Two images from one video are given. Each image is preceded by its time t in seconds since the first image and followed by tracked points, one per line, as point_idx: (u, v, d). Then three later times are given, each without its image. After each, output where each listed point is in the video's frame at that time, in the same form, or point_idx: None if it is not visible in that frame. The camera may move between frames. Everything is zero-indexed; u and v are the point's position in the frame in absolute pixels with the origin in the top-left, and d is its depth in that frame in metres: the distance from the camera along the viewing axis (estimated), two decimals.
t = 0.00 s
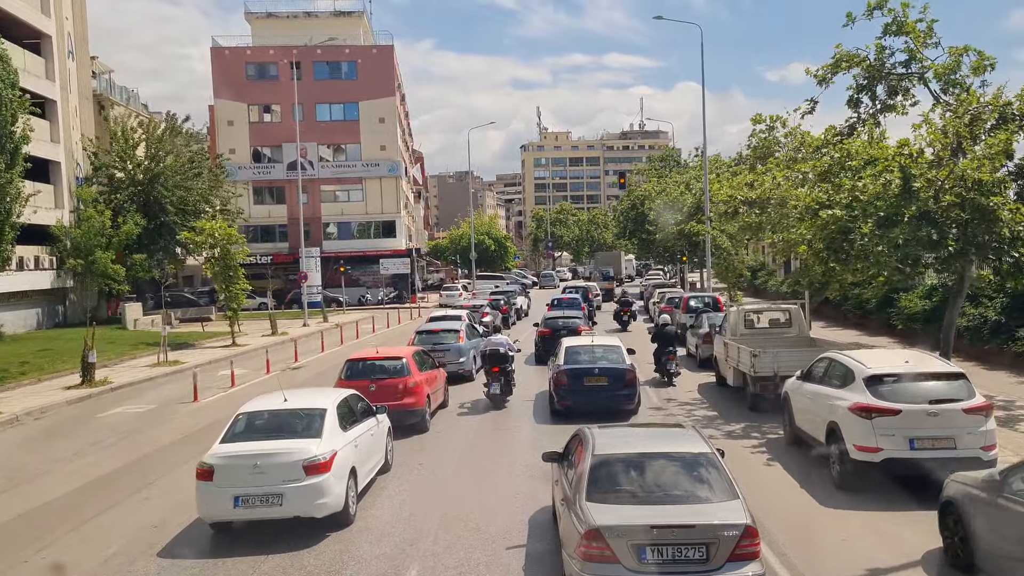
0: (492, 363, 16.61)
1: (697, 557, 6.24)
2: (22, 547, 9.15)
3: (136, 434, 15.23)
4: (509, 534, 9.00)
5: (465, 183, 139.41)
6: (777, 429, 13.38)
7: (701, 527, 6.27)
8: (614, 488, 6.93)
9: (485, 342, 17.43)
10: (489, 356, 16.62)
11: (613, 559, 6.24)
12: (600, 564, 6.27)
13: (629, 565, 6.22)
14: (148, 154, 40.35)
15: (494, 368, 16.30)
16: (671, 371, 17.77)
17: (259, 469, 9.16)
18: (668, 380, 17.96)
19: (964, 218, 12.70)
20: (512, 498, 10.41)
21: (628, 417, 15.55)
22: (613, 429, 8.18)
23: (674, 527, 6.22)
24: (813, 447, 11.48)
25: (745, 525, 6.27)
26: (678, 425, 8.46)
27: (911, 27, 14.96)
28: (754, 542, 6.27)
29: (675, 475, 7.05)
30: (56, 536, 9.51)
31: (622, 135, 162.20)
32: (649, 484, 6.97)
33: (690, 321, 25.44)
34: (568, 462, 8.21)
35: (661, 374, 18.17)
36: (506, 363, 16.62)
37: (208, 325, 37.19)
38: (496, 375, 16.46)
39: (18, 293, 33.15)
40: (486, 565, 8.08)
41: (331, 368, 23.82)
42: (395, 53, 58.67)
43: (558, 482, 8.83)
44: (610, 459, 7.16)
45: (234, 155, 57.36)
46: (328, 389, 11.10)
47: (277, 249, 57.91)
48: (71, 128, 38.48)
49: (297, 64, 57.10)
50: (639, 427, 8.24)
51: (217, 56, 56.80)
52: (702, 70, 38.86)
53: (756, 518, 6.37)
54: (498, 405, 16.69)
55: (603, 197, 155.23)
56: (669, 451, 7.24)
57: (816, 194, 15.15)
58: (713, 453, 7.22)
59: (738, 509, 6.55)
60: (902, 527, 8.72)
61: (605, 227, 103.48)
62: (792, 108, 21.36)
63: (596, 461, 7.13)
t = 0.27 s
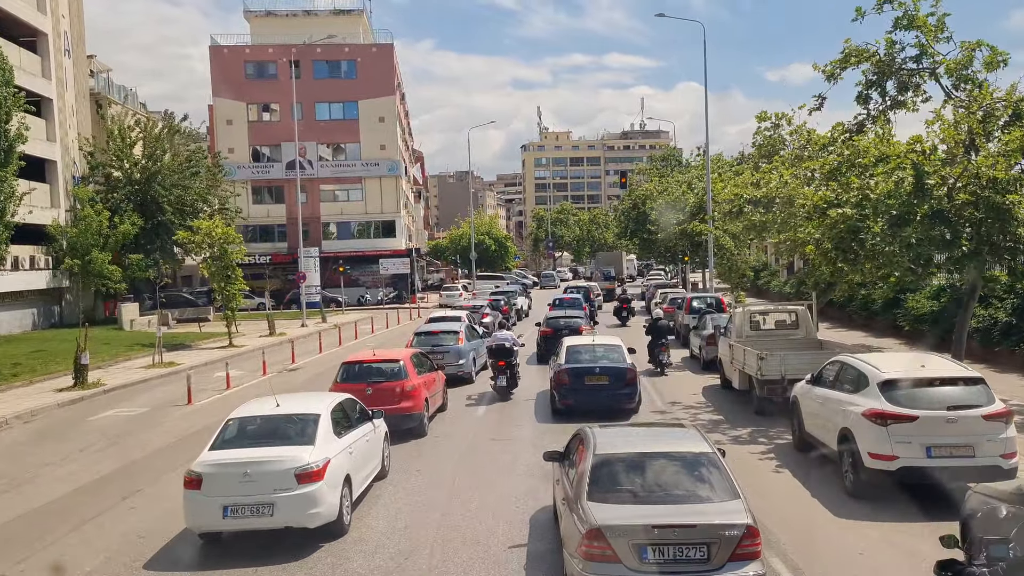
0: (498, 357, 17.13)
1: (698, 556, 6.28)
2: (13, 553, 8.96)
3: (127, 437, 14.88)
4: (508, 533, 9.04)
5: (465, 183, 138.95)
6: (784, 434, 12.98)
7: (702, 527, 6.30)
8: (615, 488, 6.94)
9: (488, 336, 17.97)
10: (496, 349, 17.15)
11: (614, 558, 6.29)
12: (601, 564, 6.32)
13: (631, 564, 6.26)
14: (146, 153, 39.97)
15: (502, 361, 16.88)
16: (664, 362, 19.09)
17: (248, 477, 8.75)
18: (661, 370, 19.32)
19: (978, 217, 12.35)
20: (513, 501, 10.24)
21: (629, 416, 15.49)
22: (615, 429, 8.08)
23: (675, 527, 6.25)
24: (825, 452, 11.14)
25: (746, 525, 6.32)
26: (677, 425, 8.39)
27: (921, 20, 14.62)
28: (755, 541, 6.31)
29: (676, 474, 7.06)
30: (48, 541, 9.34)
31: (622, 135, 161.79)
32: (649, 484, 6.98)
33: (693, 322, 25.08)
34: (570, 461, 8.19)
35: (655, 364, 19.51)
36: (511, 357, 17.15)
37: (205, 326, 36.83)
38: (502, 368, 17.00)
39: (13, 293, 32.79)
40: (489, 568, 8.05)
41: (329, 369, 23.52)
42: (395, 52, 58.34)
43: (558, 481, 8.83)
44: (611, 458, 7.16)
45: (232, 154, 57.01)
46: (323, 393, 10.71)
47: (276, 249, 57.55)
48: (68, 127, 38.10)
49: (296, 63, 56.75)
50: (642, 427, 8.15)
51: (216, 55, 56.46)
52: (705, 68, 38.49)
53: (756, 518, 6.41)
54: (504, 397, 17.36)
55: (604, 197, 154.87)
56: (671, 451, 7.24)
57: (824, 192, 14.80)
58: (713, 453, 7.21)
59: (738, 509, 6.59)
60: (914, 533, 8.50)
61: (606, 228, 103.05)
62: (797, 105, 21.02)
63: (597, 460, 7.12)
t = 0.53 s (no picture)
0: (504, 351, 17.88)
1: (698, 554, 6.30)
2: (3, 558, 8.77)
3: (116, 443, 14.47)
4: (508, 533, 9.02)
5: (465, 183, 138.45)
6: (792, 440, 12.61)
7: (702, 525, 6.32)
8: (616, 487, 6.97)
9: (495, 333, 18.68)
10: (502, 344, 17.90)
11: (614, 556, 6.31)
12: (602, 561, 6.34)
13: (631, 562, 6.29)
14: (143, 152, 39.55)
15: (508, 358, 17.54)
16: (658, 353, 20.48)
17: (237, 488, 8.32)
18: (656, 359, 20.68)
19: (994, 216, 11.97)
20: (515, 503, 10.09)
21: (630, 416, 15.52)
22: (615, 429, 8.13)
23: (675, 525, 6.28)
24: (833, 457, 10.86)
25: (745, 523, 6.35)
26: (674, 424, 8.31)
27: (935, 13, 14.23)
28: (755, 539, 6.34)
29: (676, 473, 7.10)
30: (39, 546, 9.14)
31: (623, 135, 161.34)
32: (650, 483, 7.01)
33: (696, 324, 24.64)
34: (571, 460, 8.17)
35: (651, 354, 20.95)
36: (515, 351, 17.89)
37: (201, 327, 36.41)
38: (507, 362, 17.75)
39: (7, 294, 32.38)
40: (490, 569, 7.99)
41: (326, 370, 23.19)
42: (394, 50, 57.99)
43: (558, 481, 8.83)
44: (612, 458, 7.19)
45: (231, 153, 56.63)
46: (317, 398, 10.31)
47: (275, 249, 57.14)
48: (64, 126, 37.70)
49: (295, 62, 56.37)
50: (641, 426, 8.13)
51: (215, 53, 56.09)
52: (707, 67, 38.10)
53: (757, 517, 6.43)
54: (510, 389, 18.24)
55: (605, 197, 154.41)
56: (670, 450, 7.31)
57: (833, 191, 14.41)
58: (714, 453, 7.25)
59: (738, 508, 6.61)
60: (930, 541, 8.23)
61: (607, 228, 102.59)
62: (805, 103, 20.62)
63: (597, 460, 7.16)
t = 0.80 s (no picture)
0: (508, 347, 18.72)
1: (697, 549, 6.38)
2: None
3: (108, 447, 14.13)
4: (509, 534, 8.88)
5: (465, 183, 138.02)
6: (801, 446, 12.23)
7: (702, 521, 6.39)
8: (616, 483, 7.03)
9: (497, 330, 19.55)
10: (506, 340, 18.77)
11: (615, 551, 6.39)
12: (603, 556, 6.41)
13: (631, 557, 6.36)
14: (140, 152, 39.18)
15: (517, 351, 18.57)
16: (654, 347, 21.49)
17: (227, 498, 7.95)
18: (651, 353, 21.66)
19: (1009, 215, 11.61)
20: (517, 504, 9.96)
21: (631, 414, 15.59)
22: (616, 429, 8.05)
23: (674, 521, 6.34)
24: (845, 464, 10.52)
25: (744, 519, 6.40)
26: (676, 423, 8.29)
27: (946, 7, 13.90)
28: (753, 535, 6.41)
29: (676, 470, 7.15)
30: (32, 551, 8.97)
31: (623, 134, 160.94)
32: (649, 479, 7.07)
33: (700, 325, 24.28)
34: (571, 457, 8.16)
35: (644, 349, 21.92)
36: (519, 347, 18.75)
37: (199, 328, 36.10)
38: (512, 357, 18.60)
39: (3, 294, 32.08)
40: (490, 568, 7.95)
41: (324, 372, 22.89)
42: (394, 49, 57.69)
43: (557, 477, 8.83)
44: (612, 454, 7.25)
45: (230, 152, 56.32)
46: (310, 403, 9.95)
47: (275, 249, 56.80)
48: (60, 125, 37.35)
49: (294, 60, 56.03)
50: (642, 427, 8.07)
51: (213, 52, 55.76)
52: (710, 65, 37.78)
53: (755, 513, 6.49)
54: (513, 383, 19.00)
55: (606, 196, 153.98)
56: (670, 447, 7.35)
57: (842, 189, 14.08)
58: (713, 450, 7.31)
59: (738, 505, 6.65)
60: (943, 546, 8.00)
61: (608, 228, 102.11)
62: (810, 101, 20.28)
63: (598, 457, 7.21)
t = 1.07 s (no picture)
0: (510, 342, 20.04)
1: (695, 542, 6.55)
2: None
3: (98, 453, 13.78)
4: (511, 538, 8.70)
5: (465, 183, 137.53)
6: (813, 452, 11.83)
7: (700, 514, 6.57)
8: (617, 479, 7.23)
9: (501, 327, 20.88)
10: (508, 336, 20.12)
11: (615, 544, 6.57)
12: (604, 549, 6.59)
13: (631, 549, 6.53)
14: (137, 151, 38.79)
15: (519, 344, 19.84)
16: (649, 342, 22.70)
17: (214, 510, 7.51)
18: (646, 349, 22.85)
19: None
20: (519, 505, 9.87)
21: (634, 411, 15.81)
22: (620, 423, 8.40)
23: (671, 515, 6.52)
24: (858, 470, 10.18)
25: (741, 512, 6.56)
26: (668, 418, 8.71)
27: None
28: (750, 528, 6.56)
29: (676, 467, 7.34)
30: (28, 555, 8.84)
31: (624, 134, 160.48)
32: (650, 476, 7.25)
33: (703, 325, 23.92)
34: (571, 453, 8.37)
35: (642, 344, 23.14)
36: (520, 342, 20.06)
37: (196, 328, 35.78)
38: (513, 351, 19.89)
39: None
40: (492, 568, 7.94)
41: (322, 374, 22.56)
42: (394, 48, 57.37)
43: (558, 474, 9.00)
44: (613, 453, 7.45)
45: (229, 152, 55.99)
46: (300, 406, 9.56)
47: (274, 250, 56.35)
48: (55, 124, 36.98)
49: (293, 59, 55.70)
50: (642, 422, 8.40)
51: (212, 50, 55.41)
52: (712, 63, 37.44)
53: (751, 507, 6.65)
54: (516, 376, 20.26)
55: (607, 196, 153.52)
56: (669, 444, 7.57)
57: (852, 187, 13.74)
58: (711, 448, 7.51)
59: (734, 499, 6.82)
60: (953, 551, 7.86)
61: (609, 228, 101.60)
62: (816, 98, 19.94)
63: (599, 455, 7.42)
